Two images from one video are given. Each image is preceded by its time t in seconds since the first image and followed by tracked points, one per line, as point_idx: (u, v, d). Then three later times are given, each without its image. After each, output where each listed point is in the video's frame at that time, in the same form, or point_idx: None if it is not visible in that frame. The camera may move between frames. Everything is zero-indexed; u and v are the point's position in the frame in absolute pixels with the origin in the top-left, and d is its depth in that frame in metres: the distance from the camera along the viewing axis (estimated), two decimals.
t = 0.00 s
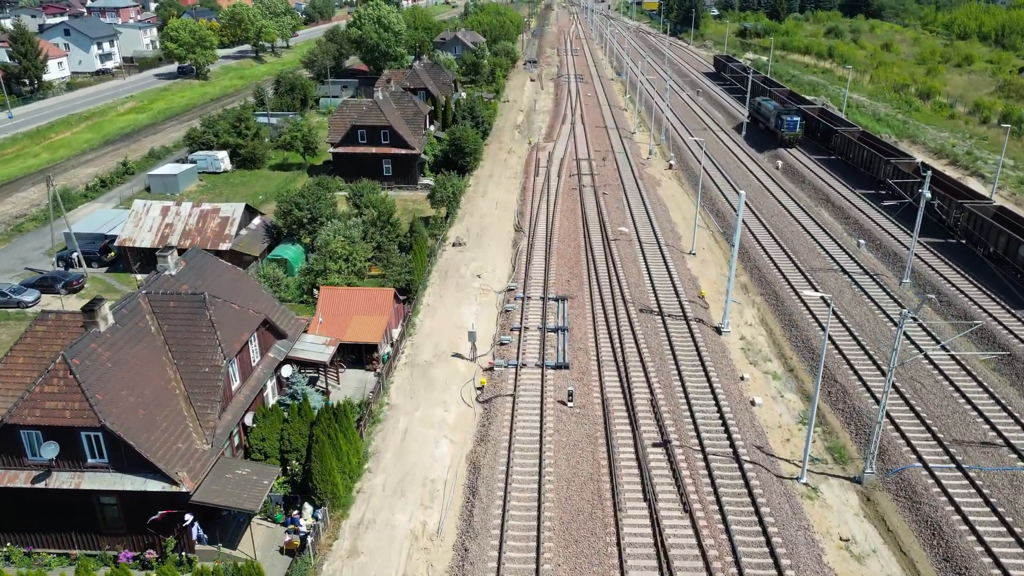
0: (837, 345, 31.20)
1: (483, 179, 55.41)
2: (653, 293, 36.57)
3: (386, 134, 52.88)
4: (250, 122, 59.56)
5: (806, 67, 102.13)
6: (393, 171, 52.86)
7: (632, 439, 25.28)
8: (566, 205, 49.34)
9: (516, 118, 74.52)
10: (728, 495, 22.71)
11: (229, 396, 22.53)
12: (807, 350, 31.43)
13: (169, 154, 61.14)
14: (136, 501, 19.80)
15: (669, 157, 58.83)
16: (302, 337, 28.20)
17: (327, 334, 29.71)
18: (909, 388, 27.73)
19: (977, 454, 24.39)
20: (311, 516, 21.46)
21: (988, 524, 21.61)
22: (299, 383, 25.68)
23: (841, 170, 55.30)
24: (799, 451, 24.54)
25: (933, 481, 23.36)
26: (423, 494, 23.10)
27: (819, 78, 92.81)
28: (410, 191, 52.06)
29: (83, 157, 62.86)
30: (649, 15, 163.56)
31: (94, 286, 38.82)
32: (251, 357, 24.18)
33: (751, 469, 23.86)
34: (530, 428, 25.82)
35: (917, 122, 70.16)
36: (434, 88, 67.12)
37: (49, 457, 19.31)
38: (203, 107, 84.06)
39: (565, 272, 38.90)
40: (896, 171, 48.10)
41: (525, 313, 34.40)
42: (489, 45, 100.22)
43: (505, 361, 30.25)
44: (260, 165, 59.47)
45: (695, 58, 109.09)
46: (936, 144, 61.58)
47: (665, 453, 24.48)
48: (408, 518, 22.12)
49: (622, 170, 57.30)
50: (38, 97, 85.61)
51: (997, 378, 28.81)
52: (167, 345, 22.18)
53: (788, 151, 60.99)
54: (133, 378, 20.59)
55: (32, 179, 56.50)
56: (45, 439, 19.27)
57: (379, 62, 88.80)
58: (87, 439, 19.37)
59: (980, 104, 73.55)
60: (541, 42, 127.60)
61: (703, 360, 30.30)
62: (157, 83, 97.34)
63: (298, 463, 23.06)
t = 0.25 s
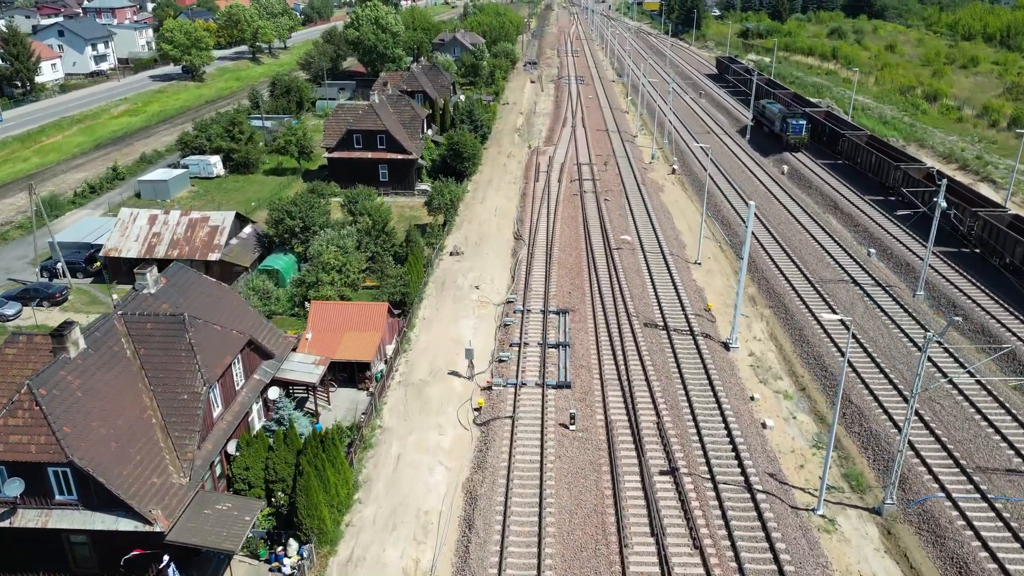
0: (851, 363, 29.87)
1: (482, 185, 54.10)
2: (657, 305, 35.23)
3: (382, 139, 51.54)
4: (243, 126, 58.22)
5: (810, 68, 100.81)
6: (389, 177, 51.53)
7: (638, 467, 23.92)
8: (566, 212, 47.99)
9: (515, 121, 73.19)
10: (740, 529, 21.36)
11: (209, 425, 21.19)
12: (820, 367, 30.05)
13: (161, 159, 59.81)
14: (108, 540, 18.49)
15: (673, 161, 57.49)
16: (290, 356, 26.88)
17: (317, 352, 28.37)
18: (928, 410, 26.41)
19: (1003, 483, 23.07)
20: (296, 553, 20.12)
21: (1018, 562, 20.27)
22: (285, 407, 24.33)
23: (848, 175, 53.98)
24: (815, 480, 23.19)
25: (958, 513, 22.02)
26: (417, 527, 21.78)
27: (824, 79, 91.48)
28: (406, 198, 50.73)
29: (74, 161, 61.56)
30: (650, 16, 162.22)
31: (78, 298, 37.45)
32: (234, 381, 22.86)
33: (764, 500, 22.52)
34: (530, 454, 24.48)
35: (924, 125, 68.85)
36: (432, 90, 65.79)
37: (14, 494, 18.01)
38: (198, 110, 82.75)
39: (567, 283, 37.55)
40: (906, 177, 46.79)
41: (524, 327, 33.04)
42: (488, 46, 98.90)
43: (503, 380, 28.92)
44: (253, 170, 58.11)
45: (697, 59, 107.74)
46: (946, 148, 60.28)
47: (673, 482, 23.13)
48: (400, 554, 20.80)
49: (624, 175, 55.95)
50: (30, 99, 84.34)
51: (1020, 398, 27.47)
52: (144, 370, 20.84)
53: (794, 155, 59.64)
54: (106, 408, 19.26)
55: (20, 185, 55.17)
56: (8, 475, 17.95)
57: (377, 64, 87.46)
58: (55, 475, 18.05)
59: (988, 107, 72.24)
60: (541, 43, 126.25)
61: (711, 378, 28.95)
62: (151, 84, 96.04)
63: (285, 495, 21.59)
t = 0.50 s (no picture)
0: (866, 382, 28.52)
1: (481, 191, 52.76)
2: (662, 319, 33.87)
3: (378, 144, 50.16)
4: (236, 130, 56.84)
5: (813, 69, 99.48)
6: (386, 183, 50.18)
7: (645, 498, 22.57)
8: (568, 219, 46.64)
9: (515, 124, 71.85)
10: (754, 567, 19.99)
11: (186, 456, 19.84)
12: (834, 386, 28.67)
13: (152, 163, 58.43)
14: None
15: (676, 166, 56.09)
16: (277, 378, 25.50)
17: (306, 372, 26.99)
18: (949, 435, 25.07)
19: None
20: None
21: None
22: (270, 434, 22.95)
23: (856, 180, 52.64)
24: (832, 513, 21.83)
25: (986, 549, 20.66)
26: (410, 564, 20.45)
27: (828, 81, 90.17)
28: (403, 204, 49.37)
29: (64, 165, 60.23)
30: (651, 17, 160.92)
31: (61, 310, 36.06)
32: (215, 408, 21.53)
33: (779, 534, 21.15)
34: (529, 483, 23.11)
35: (932, 129, 67.51)
36: (430, 93, 64.43)
37: None
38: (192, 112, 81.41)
39: (568, 295, 36.20)
40: (917, 184, 45.48)
41: (524, 342, 31.66)
42: (487, 47, 97.56)
43: (502, 400, 27.56)
44: (247, 175, 56.73)
45: (699, 60, 106.42)
46: (955, 152, 58.94)
47: (682, 515, 21.74)
48: None
49: (627, 180, 54.60)
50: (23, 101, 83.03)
51: None
52: (116, 399, 19.51)
53: (800, 159, 58.29)
54: (74, 441, 17.92)
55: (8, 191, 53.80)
56: None
57: (375, 65, 86.10)
58: (17, 515, 16.73)
59: (997, 110, 70.92)
60: (541, 44, 124.86)
61: (720, 398, 27.57)
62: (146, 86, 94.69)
63: (268, 530, 20.31)
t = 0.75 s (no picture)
0: (883, 404, 27.18)
1: (479, 197, 51.43)
2: (668, 333, 32.53)
3: (374, 149, 48.84)
4: (229, 134, 55.50)
5: (817, 71, 98.14)
6: (382, 189, 48.87)
7: (652, 533, 21.21)
8: (569, 227, 45.31)
9: (515, 127, 70.52)
10: None
11: (161, 493, 18.54)
12: (849, 408, 27.31)
13: (143, 168, 57.09)
14: None
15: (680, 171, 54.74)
16: (263, 401, 24.13)
17: (294, 393, 25.63)
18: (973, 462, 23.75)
19: None
20: None
21: None
22: (255, 464, 21.58)
23: (865, 186, 51.30)
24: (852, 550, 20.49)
25: None
26: None
27: (833, 83, 88.84)
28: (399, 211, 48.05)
29: (53, 170, 58.87)
30: (651, 17, 159.57)
31: (43, 323, 34.73)
32: (194, 438, 20.20)
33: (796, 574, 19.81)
34: (530, 516, 21.76)
35: (941, 132, 66.17)
36: (428, 96, 63.10)
37: None
38: (187, 115, 80.05)
39: (569, 308, 34.87)
40: (929, 191, 44.17)
41: (524, 359, 30.31)
42: (487, 49, 96.22)
43: (500, 423, 26.22)
44: (240, 180, 55.39)
45: (701, 61, 105.11)
46: (965, 157, 57.61)
47: (692, 551, 20.40)
48: None
49: (629, 186, 53.26)
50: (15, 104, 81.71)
51: None
52: (86, 432, 18.16)
53: (806, 164, 56.95)
54: (38, 480, 16.59)
55: None
56: None
57: (372, 67, 84.77)
58: None
59: (1006, 113, 69.59)
60: (541, 44, 123.47)
61: (729, 421, 26.20)
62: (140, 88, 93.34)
63: (248, 569, 18.90)
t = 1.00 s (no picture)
0: (901, 428, 25.82)
1: (478, 203, 50.07)
2: (674, 350, 31.16)
3: (370, 154, 47.46)
4: (222, 138, 54.13)
5: (821, 73, 96.76)
6: (378, 195, 47.55)
7: (661, 572, 19.84)
8: (570, 235, 43.94)
9: (515, 130, 69.14)
10: None
11: (132, 536, 17.17)
12: (866, 431, 25.95)
13: (134, 174, 55.72)
14: None
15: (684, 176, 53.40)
16: (247, 430, 22.75)
17: (280, 419, 24.23)
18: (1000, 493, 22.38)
19: None
20: None
21: None
22: (235, 501, 20.19)
23: (873, 192, 49.94)
24: None
25: None
26: None
27: (838, 85, 87.46)
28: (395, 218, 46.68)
29: (42, 175, 57.51)
30: (653, 18, 158.18)
31: (23, 339, 33.38)
32: (169, 473, 18.83)
33: None
34: (531, 554, 20.38)
35: (949, 136, 64.79)
36: (425, 99, 61.74)
37: None
38: (181, 117, 78.65)
39: (571, 322, 33.51)
40: (941, 199, 42.85)
41: (524, 378, 28.94)
42: (486, 50, 94.85)
43: (499, 448, 24.83)
44: (233, 186, 54.02)
45: (704, 62, 103.70)
46: (976, 161, 56.23)
47: None
48: None
49: (632, 192, 51.91)
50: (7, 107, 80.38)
51: None
52: (50, 471, 16.83)
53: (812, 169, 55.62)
54: None
55: None
56: None
57: (370, 69, 83.41)
58: None
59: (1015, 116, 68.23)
60: (541, 45, 122.05)
61: (741, 446, 24.79)
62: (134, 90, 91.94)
63: None
